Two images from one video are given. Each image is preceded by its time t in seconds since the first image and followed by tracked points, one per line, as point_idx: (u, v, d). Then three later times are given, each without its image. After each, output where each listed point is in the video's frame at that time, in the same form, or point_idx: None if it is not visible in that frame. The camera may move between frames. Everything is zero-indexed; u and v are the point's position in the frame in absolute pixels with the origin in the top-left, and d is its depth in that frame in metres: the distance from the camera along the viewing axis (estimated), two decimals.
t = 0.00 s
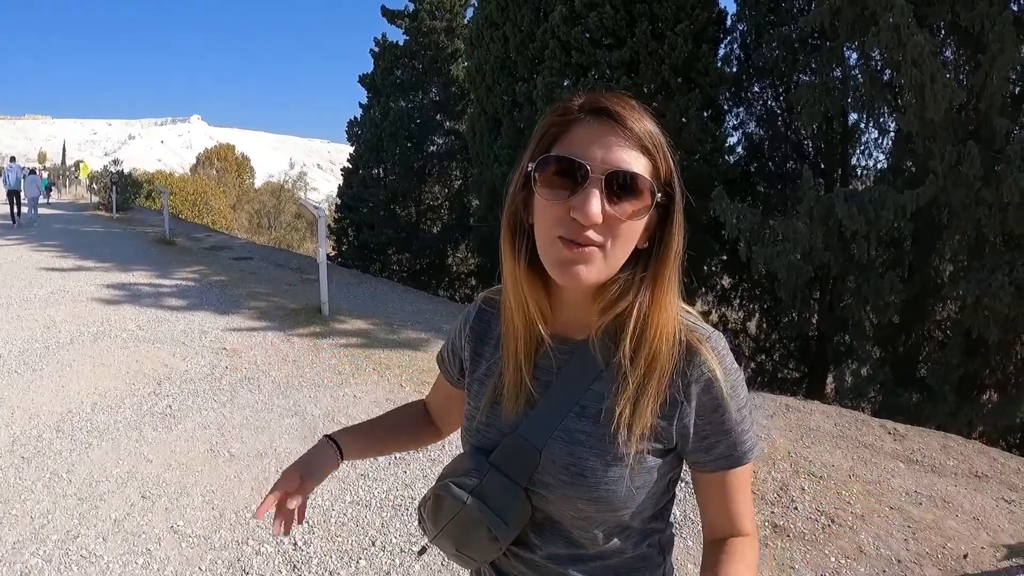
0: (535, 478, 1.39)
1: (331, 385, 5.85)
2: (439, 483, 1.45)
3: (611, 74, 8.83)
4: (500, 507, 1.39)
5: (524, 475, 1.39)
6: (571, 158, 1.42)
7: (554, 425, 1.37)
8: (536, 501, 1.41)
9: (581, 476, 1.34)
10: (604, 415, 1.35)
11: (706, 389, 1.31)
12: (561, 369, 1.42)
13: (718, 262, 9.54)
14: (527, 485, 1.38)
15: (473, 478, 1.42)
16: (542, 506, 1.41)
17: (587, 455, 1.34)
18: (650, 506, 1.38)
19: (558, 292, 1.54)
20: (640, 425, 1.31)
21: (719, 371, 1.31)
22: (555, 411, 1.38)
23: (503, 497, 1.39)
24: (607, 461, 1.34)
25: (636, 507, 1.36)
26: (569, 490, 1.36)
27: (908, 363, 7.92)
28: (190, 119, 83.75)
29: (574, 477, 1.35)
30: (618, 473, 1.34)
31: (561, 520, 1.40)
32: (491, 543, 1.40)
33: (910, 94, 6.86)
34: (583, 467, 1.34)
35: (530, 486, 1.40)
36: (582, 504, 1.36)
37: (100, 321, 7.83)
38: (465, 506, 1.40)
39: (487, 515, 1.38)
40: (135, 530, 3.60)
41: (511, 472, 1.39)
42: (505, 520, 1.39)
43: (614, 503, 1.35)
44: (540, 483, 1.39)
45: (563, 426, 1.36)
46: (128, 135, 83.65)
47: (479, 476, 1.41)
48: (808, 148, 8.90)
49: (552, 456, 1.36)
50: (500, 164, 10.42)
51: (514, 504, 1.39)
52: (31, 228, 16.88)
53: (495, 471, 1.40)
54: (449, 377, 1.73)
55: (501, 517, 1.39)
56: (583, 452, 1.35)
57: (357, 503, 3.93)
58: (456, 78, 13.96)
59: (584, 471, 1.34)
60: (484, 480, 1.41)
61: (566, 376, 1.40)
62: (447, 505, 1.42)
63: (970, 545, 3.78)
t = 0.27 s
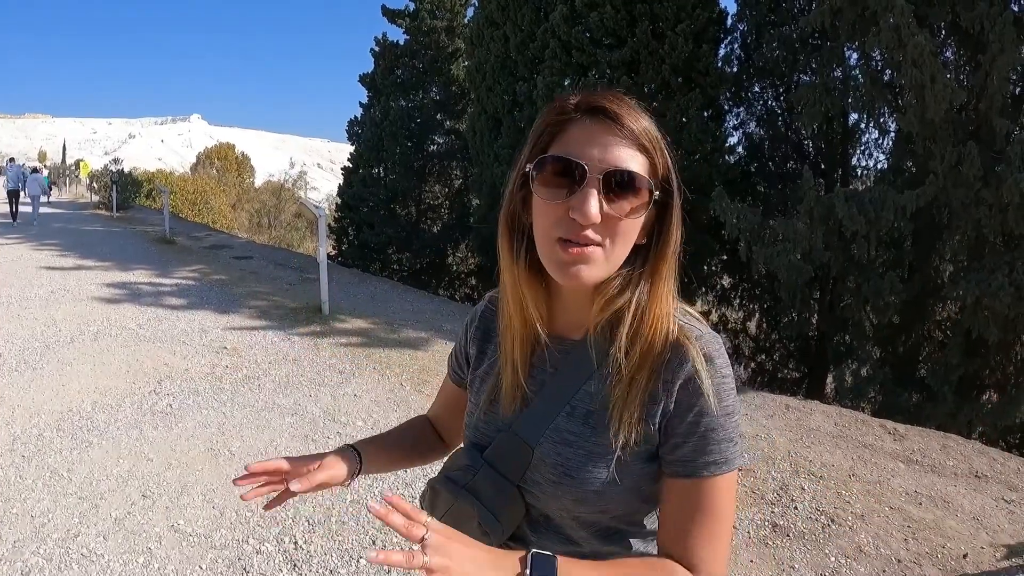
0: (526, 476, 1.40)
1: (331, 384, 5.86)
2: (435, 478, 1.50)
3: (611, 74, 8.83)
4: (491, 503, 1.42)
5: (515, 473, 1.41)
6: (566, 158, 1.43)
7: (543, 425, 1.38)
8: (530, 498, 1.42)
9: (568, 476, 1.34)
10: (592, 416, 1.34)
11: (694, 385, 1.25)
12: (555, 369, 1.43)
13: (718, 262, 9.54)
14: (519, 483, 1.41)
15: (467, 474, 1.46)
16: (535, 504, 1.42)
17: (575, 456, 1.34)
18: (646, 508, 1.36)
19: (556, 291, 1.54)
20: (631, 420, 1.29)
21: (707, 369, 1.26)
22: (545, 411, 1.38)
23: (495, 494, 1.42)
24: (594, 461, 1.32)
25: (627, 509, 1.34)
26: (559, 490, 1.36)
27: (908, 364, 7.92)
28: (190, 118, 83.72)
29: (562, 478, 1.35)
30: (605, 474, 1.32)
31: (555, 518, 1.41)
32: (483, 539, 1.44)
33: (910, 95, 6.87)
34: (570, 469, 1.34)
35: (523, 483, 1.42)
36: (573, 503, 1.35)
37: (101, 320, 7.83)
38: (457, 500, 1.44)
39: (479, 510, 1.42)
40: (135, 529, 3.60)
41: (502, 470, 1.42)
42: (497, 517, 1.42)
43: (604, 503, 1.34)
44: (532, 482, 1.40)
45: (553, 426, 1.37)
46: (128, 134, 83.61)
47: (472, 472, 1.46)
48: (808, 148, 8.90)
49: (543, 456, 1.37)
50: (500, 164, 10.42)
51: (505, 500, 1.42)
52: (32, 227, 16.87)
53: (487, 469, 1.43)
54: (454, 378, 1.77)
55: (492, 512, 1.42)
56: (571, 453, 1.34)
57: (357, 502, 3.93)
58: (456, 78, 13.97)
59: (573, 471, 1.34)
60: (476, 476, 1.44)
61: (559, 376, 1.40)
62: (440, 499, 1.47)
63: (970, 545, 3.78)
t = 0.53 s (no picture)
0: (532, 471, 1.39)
1: (331, 382, 5.86)
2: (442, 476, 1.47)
3: (611, 73, 8.83)
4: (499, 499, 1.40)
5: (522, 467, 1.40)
6: (588, 167, 1.42)
7: (551, 419, 1.38)
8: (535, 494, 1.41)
9: (577, 467, 1.35)
10: (602, 409, 1.35)
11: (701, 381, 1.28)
12: (560, 365, 1.43)
13: (717, 261, 9.55)
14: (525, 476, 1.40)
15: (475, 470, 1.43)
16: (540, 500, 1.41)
17: (584, 446, 1.35)
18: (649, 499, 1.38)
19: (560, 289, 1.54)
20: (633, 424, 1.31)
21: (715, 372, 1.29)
22: (555, 407, 1.39)
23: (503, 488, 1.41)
24: (603, 455, 1.33)
25: (632, 498, 1.36)
26: (567, 482, 1.36)
27: (907, 363, 7.92)
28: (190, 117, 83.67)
29: (571, 469, 1.35)
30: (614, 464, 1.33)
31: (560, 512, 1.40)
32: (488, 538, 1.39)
33: (910, 94, 6.88)
34: (579, 459, 1.35)
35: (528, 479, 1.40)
36: (581, 495, 1.36)
37: (100, 319, 7.83)
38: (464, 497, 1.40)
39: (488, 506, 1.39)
40: (135, 527, 3.60)
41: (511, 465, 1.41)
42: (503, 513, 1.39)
43: (613, 494, 1.35)
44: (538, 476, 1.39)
45: (562, 419, 1.37)
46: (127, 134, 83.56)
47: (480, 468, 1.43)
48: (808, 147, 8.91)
49: (550, 449, 1.37)
50: (500, 163, 10.41)
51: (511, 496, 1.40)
52: (31, 226, 16.86)
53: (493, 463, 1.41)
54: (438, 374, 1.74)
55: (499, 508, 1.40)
56: (581, 444, 1.35)
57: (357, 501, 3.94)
58: (456, 77, 13.96)
59: (582, 461, 1.35)
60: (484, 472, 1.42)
61: (565, 372, 1.41)
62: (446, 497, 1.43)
63: (969, 543, 3.79)
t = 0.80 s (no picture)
0: (548, 490, 1.35)
1: (331, 383, 5.87)
2: (445, 506, 1.32)
3: (611, 73, 8.83)
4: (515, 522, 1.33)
5: (538, 486, 1.35)
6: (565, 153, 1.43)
7: (570, 437, 1.34)
8: (547, 512, 1.37)
9: (601, 482, 1.34)
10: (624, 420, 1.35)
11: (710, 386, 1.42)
12: (569, 375, 1.40)
13: (717, 261, 9.55)
14: (541, 496, 1.35)
15: (487, 496, 1.32)
16: (552, 517, 1.37)
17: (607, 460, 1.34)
18: (654, 500, 1.41)
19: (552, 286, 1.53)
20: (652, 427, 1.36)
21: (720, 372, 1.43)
22: (565, 417, 1.36)
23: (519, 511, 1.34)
24: (623, 466, 1.35)
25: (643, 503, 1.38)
26: (587, 497, 1.35)
27: (907, 362, 7.93)
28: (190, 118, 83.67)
29: (594, 484, 1.34)
30: (636, 474, 1.36)
31: (572, 527, 1.38)
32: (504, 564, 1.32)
33: (910, 93, 6.89)
34: (603, 472, 1.34)
35: (542, 497, 1.36)
36: (601, 507, 1.35)
37: (100, 320, 7.83)
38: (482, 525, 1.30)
39: (506, 533, 1.31)
40: (135, 528, 3.60)
41: (520, 485, 1.35)
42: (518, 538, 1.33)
43: (631, 500, 1.37)
44: (554, 494, 1.35)
45: (585, 435, 1.34)
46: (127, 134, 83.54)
47: (494, 494, 1.32)
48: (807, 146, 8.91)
49: (570, 466, 1.34)
50: (499, 163, 10.41)
51: (526, 519, 1.35)
52: (31, 227, 16.87)
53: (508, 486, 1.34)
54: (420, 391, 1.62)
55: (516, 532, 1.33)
56: (604, 458, 1.34)
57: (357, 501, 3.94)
58: (455, 77, 13.96)
59: (604, 475, 1.34)
60: (501, 498, 1.32)
61: (574, 382, 1.38)
62: (456, 528, 1.31)
63: (969, 542, 3.79)
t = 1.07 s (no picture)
0: (565, 491, 1.33)
1: (331, 381, 5.87)
2: (462, 513, 1.28)
3: (611, 72, 8.82)
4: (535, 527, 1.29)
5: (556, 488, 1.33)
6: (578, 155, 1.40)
7: (590, 439, 1.32)
8: (562, 512, 1.35)
9: (620, 481, 1.33)
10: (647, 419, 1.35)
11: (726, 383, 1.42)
12: (586, 376, 1.38)
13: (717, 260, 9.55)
14: (560, 497, 1.33)
15: (506, 501, 1.27)
16: (567, 517, 1.36)
17: (628, 460, 1.33)
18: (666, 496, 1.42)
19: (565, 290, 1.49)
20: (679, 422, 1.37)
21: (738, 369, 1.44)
22: (588, 423, 1.33)
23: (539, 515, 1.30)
24: (644, 466, 1.35)
25: (658, 498, 1.39)
26: (605, 497, 1.34)
27: (907, 362, 7.93)
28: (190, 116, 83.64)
29: (613, 483, 1.33)
30: (654, 471, 1.36)
31: (587, 527, 1.37)
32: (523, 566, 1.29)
33: (910, 93, 6.89)
34: (622, 473, 1.33)
35: (558, 498, 1.34)
36: (619, 507, 1.35)
37: (100, 318, 7.82)
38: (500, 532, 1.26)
39: (526, 537, 1.28)
40: (135, 526, 3.60)
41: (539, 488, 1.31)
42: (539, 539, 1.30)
43: (646, 499, 1.37)
44: (571, 495, 1.34)
45: (605, 436, 1.33)
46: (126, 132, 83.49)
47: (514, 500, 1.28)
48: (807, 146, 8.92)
49: (589, 467, 1.32)
50: (499, 162, 10.41)
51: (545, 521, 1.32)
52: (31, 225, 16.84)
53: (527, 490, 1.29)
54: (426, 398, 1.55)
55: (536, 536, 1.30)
56: (625, 458, 1.33)
57: (356, 499, 3.94)
58: (455, 76, 13.96)
59: (624, 474, 1.33)
60: (519, 504, 1.28)
61: (591, 382, 1.36)
62: (475, 535, 1.27)
63: (967, 542, 3.79)
